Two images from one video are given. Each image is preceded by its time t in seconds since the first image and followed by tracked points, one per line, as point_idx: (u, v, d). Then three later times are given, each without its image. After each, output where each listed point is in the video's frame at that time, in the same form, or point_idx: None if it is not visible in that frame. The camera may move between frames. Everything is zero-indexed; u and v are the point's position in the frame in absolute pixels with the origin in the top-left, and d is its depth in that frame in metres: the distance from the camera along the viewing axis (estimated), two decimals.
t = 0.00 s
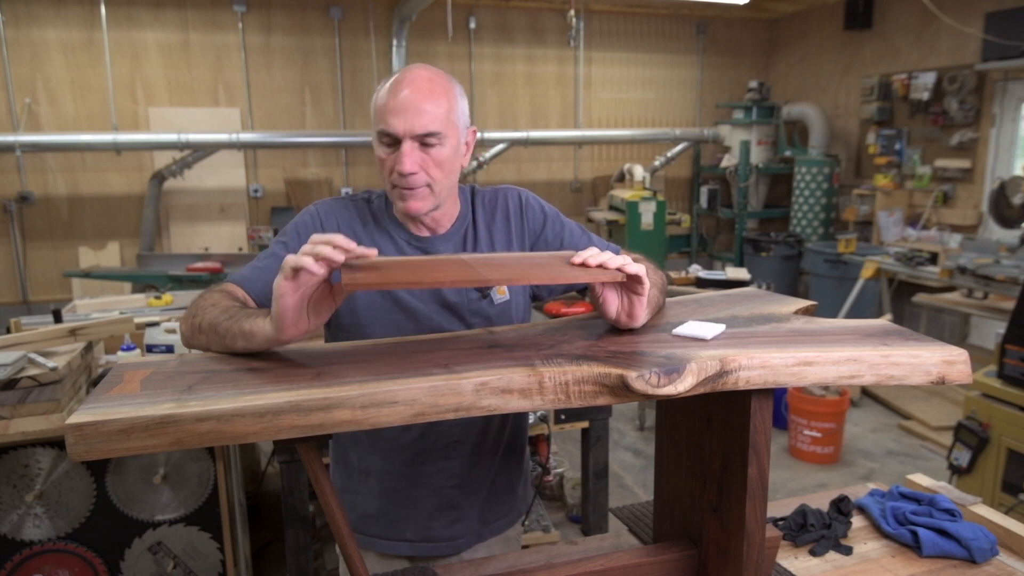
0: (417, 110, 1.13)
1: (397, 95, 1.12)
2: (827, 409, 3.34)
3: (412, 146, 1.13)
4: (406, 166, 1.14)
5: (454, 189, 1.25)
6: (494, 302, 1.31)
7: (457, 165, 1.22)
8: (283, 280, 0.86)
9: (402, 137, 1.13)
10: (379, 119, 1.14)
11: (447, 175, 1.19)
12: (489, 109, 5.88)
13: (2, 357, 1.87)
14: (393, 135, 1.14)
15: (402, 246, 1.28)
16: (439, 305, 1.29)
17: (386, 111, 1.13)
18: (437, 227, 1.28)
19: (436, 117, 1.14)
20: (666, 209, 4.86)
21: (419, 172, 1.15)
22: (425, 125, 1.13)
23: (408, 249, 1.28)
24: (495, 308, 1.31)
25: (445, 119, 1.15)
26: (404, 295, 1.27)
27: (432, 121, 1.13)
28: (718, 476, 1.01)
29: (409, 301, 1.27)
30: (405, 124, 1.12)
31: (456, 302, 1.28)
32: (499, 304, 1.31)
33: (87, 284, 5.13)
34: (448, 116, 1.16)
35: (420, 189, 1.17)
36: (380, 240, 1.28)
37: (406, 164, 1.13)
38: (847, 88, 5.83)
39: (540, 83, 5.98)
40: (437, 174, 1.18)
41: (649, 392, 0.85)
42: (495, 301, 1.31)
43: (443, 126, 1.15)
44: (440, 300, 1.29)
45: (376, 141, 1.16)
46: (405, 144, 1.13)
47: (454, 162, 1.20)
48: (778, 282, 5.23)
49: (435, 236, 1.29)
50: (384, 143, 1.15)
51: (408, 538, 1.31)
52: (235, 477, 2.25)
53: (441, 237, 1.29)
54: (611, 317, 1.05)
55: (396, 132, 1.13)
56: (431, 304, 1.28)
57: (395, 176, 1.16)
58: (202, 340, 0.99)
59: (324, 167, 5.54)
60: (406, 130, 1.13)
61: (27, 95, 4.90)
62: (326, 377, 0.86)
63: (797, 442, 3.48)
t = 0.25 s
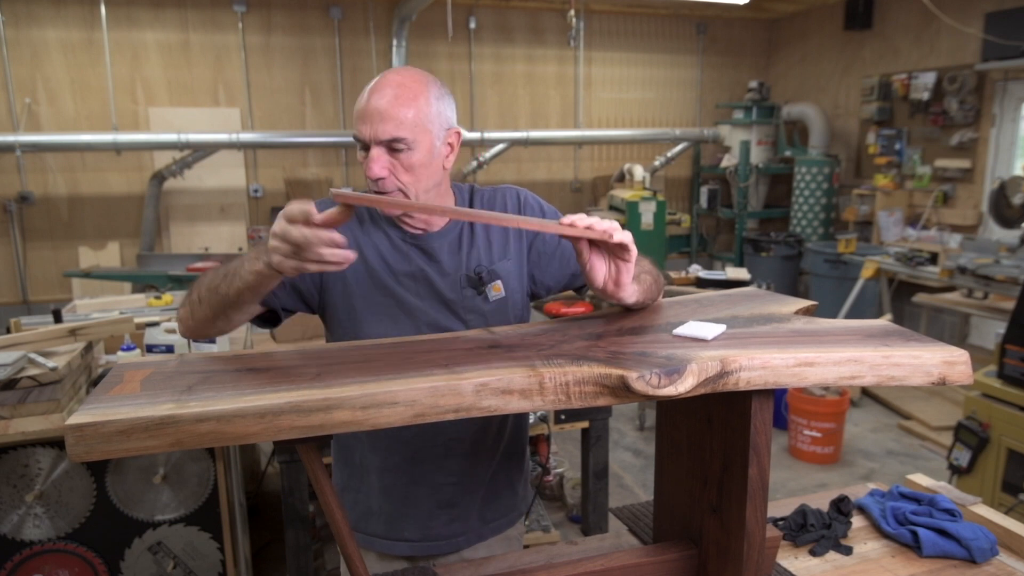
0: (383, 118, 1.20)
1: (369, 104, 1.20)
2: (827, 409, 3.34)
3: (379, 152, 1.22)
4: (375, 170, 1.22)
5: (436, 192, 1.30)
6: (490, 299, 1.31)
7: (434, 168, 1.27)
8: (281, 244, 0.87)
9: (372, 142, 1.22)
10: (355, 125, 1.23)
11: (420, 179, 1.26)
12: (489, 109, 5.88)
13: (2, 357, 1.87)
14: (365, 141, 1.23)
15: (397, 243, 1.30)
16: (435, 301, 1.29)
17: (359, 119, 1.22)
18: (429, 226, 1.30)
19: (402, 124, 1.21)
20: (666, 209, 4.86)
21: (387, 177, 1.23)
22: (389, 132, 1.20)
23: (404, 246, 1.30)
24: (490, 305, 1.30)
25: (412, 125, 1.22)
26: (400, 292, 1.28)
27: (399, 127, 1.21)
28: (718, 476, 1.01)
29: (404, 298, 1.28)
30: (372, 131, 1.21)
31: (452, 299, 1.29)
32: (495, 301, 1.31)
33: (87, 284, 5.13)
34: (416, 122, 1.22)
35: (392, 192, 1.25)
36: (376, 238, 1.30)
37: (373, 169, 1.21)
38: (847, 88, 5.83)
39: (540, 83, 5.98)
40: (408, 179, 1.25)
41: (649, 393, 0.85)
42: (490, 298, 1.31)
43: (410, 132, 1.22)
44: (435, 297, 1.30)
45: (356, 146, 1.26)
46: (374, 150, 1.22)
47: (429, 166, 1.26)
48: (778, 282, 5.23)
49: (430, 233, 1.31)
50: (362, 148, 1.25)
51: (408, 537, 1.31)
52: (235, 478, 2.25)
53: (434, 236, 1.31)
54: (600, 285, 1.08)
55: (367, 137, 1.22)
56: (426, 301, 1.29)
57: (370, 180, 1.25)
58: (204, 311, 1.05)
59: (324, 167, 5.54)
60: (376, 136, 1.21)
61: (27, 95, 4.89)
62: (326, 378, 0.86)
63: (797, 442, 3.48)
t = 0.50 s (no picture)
0: (377, 111, 1.24)
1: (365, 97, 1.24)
2: (827, 409, 3.34)
3: (373, 143, 1.25)
4: (369, 162, 1.25)
5: (431, 186, 1.33)
6: (486, 295, 1.31)
7: (427, 162, 1.30)
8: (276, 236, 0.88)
9: (365, 135, 1.25)
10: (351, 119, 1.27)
11: (413, 171, 1.28)
12: (489, 109, 5.88)
13: (2, 357, 1.87)
14: (360, 134, 1.26)
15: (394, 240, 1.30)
16: (431, 297, 1.29)
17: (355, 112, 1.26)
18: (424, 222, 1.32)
19: (396, 117, 1.24)
20: (666, 209, 4.87)
21: (380, 168, 1.26)
22: (383, 124, 1.24)
23: (400, 243, 1.30)
24: (487, 301, 1.30)
25: (405, 118, 1.25)
26: (396, 288, 1.28)
27: (391, 120, 1.24)
28: (718, 476, 1.01)
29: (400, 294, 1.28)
30: (366, 123, 1.24)
31: (448, 294, 1.29)
32: (490, 296, 1.31)
33: (87, 284, 5.13)
34: (410, 115, 1.26)
35: (386, 183, 1.28)
36: (372, 235, 1.31)
37: (366, 160, 1.25)
38: (847, 88, 5.83)
39: (540, 83, 5.98)
40: (402, 171, 1.28)
41: (649, 393, 0.85)
42: (486, 293, 1.31)
43: (403, 125, 1.25)
44: (431, 293, 1.30)
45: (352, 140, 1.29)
46: (367, 142, 1.25)
47: (422, 159, 1.29)
48: (778, 282, 5.23)
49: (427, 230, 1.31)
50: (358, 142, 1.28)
51: (406, 535, 1.31)
52: (235, 477, 2.25)
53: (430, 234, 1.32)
54: (579, 257, 1.10)
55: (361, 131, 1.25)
56: (422, 297, 1.29)
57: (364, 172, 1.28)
58: (201, 301, 1.08)
59: (324, 166, 5.54)
60: (368, 128, 1.24)
61: (27, 95, 4.90)
62: (326, 377, 0.86)
63: (797, 442, 3.48)
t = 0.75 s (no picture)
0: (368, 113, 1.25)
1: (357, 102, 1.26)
2: (827, 409, 3.34)
3: (363, 146, 1.26)
4: (361, 165, 1.26)
5: (427, 188, 1.31)
6: (484, 291, 1.32)
7: (421, 163, 1.29)
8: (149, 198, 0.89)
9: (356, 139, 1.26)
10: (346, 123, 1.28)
11: (405, 173, 1.27)
12: (489, 109, 5.89)
13: (2, 357, 1.87)
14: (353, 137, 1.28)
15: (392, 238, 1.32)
16: (429, 292, 1.30)
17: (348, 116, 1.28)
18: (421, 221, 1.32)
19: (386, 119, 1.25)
20: (665, 209, 4.87)
21: (372, 171, 1.26)
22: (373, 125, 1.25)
23: (397, 241, 1.32)
24: (485, 296, 1.31)
25: (396, 120, 1.25)
26: (393, 284, 1.28)
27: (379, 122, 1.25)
28: (718, 476, 1.01)
29: (398, 290, 1.28)
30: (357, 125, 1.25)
31: (446, 290, 1.30)
32: (488, 292, 1.32)
33: (87, 284, 5.13)
34: (401, 116, 1.26)
35: (379, 186, 1.28)
36: (369, 234, 1.32)
37: (357, 163, 1.25)
38: (847, 88, 5.83)
39: (540, 83, 5.98)
40: (394, 173, 1.27)
41: (649, 393, 0.85)
42: (484, 289, 1.32)
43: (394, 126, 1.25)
44: (429, 288, 1.30)
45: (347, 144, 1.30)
46: (359, 144, 1.26)
47: (415, 161, 1.29)
48: (778, 282, 5.23)
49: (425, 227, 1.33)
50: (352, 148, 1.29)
51: (409, 534, 1.31)
52: (235, 477, 2.26)
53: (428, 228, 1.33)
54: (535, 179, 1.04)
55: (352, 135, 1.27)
56: (421, 292, 1.29)
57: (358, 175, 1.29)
58: (185, 317, 1.10)
59: (324, 166, 5.54)
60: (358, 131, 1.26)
61: (26, 95, 4.90)
62: (326, 377, 0.86)
63: (797, 442, 3.48)
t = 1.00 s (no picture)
0: (347, 117, 1.27)
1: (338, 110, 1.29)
2: (827, 409, 3.34)
3: (346, 150, 1.28)
4: (344, 169, 1.28)
5: (412, 187, 1.31)
6: (481, 291, 1.31)
7: (404, 164, 1.30)
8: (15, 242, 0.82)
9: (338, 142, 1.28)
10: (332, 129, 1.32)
11: (387, 173, 1.28)
12: (489, 109, 5.89)
13: (2, 357, 1.86)
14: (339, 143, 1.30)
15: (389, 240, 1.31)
16: (426, 294, 1.29)
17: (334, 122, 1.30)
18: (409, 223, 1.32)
19: (364, 122, 1.26)
20: (665, 209, 4.87)
21: (354, 174, 1.28)
22: (353, 129, 1.26)
23: (391, 243, 1.31)
24: (481, 297, 1.30)
25: (375, 122, 1.26)
26: (388, 286, 1.28)
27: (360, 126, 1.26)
28: (718, 477, 1.01)
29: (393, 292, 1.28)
30: (339, 131, 1.28)
31: (441, 291, 1.29)
32: (485, 293, 1.31)
33: (87, 284, 5.13)
34: (379, 118, 1.27)
35: (363, 187, 1.29)
36: (365, 235, 1.32)
37: (341, 167, 1.27)
38: (847, 88, 5.83)
39: (540, 83, 5.98)
40: (376, 175, 1.28)
41: (649, 393, 0.85)
42: (481, 290, 1.31)
43: (372, 129, 1.26)
44: (424, 290, 1.29)
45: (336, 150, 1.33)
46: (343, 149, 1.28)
47: (398, 161, 1.29)
48: (778, 282, 5.23)
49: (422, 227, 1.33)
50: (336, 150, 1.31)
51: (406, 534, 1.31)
52: (235, 477, 2.26)
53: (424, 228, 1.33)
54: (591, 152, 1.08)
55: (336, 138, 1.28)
56: (417, 294, 1.29)
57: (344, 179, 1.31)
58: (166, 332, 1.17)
59: (324, 167, 5.54)
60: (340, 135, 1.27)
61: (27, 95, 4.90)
62: (325, 377, 0.86)
63: (797, 442, 3.48)
